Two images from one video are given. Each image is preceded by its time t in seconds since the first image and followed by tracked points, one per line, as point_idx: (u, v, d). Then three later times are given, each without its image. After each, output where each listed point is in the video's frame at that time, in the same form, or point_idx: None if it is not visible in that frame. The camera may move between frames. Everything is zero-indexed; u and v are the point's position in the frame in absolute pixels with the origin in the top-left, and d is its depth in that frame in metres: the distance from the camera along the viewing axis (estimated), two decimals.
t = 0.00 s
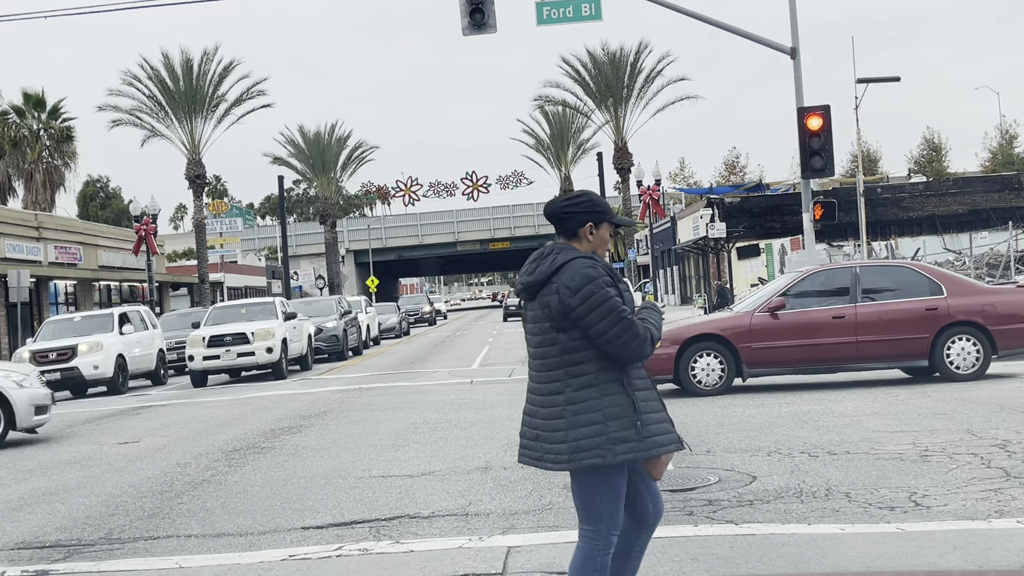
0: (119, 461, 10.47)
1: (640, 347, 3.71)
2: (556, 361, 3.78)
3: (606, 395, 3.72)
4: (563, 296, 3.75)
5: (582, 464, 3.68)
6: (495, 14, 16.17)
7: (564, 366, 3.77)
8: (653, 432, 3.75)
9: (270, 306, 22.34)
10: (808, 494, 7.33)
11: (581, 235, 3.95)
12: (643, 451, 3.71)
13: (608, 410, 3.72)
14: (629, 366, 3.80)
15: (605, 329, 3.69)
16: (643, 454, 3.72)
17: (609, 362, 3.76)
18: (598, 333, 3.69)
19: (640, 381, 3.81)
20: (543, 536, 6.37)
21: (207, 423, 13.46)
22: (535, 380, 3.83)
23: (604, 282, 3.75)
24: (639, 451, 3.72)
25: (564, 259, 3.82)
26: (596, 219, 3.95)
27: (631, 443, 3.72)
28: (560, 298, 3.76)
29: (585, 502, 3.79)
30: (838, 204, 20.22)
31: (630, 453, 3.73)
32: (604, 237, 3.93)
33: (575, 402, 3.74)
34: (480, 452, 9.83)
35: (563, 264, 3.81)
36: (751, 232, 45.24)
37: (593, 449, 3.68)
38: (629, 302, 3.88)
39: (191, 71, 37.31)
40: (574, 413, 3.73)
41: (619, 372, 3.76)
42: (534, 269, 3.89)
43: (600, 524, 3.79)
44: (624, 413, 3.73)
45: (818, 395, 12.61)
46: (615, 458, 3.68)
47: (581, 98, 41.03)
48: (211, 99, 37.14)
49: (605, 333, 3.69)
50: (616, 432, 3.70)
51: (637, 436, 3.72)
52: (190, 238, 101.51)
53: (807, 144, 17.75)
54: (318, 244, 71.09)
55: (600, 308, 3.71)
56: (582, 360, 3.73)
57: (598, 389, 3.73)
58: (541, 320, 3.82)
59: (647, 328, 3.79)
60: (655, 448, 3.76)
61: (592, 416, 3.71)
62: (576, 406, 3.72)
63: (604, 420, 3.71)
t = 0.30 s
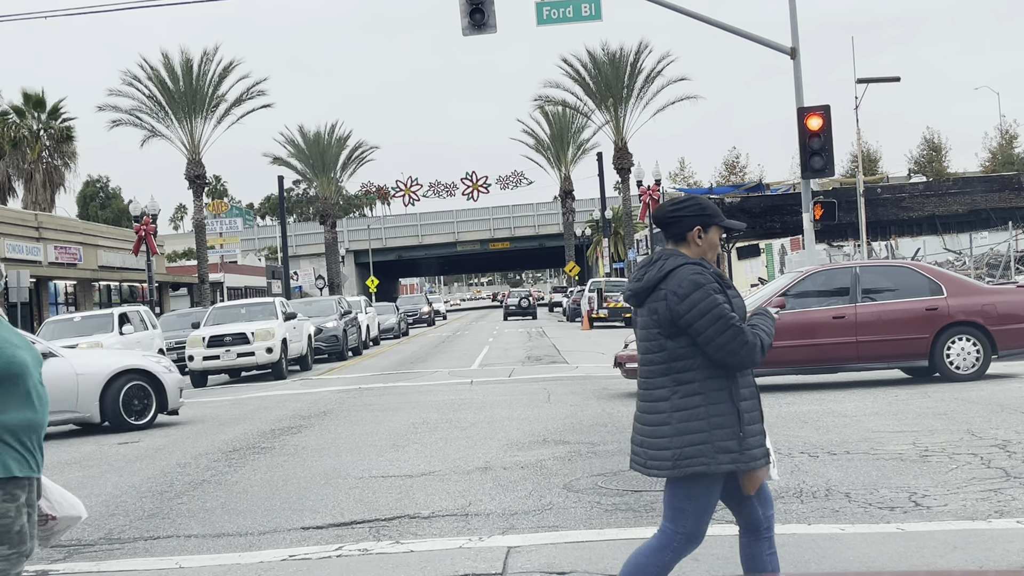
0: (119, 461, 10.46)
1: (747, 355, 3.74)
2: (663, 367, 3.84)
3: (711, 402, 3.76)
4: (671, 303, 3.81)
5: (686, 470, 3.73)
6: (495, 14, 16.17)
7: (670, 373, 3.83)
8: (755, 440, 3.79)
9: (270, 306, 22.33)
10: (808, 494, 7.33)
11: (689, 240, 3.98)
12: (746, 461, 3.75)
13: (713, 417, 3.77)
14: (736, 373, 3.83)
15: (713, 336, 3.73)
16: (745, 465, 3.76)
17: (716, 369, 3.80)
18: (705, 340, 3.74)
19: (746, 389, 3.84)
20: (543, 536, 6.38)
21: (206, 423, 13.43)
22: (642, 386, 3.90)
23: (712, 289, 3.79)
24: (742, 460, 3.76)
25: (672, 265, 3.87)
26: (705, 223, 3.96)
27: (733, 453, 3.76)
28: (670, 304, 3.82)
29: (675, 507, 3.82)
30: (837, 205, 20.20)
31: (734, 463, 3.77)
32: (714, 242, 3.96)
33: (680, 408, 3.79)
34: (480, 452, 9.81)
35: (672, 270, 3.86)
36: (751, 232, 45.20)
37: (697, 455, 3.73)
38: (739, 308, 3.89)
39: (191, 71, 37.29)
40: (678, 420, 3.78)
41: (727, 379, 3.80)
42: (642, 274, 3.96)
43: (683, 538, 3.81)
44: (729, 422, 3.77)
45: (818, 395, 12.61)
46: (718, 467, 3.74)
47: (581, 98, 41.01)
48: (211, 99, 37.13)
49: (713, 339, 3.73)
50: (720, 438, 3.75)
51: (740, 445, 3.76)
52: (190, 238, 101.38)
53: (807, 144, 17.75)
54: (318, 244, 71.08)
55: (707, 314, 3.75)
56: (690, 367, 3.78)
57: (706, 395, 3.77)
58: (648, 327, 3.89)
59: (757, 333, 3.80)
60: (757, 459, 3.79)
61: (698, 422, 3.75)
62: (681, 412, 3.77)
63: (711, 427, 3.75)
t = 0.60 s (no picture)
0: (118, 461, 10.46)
1: (849, 341, 3.76)
2: (767, 351, 3.93)
3: (813, 386, 3.82)
4: (773, 286, 3.89)
5: (789, 454, 3.81)
6: (495, 14, 16.16)
7: (773, 356, 3.92)
8: (862, 426, 3.78)
9: (270, 306, 22.33)
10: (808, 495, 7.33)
11: (796, 224, 4.03)
12: (850, 447, 3.75)
13: (815, 401, 3.82)
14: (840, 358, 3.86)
15: (814, 322, 3.78)
16: (852, 451, 3.75)
17: (818, 354, 3.85)
18: (804, 324, 3.81)
19: (851, 375, 3.85)
20: (543, 536, 6.38)
21: (205, 423, 13.42)
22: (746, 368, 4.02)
23: (816, 273, 3.84)
24: (849, 446, 3.76)
25: (776, 248, 3.95)
26: (812, 208, 4.01)
27: (837, 437, 3.78)
28: (772, 288, 3.90)
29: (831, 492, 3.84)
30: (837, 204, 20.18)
31: (839, 448, 3.78)
32: (819, 224, 3.99)
33: (782, 391, 3.87)
34: (479, 452, 9.80)
35: (775, 254, 3.94)
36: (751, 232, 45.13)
37: (799, 440, 3.80)
38: (843, 294, 3.92)
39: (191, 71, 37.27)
40: (781, 403, 3.87)
41: (829, 365, 3.84)
42: (748, 256, 4.06)
43: (871, 509, 3.78)
44: (833, 407, 3.80)
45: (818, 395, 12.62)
46: (821, 451, 3.77)
47: (581, 98, 40.97)
48: (211, 99, 37.11)
49: (813, 325, 3.78)
50: (823, 422, 3.79)
51: (845, 429, 3.77)
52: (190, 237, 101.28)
53: (807, 144, 17.75)
54: (318, 244, 71.03)
55: (809, 299, 3.81)
56: (791, 352, 3.86)
57: (807, 378, 3.83)
58: (752, 309, 3.99)
59: (860, 320, 3.82)
60: (866, 444, 3.77)
61: (800, 407, 3.82)
62: (784, 396, 3.85)
63: (814, 411, 3.80)
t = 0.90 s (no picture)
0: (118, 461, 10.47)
1: (976, 335, 3.77)
2: (888, 347, 3.90)
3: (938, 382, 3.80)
4: (897, 280, 3.87)
5: (914, 451, 3.78)
6: (495, 14, 16.16)
7: (895, 352, 3.88)
8: (988, 422, 3.77)
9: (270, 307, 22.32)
10: (808, 494, 7.33)
11: (913, 220, 4.03)
12: (978, 443, 3.74)
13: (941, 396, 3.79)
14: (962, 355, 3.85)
15: (943, 316, 3.77)
16: (978, 447, 3.75)
17: (941, 349, 3.84)
18: (932, 319, 3.79)
19: (973, 371, 3.85)
20: (543, 536, 6.38)
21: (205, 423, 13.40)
22: (861, 361, 3.99)
23: (941, 268, 3.83)
24: (975, 442, 3.75)
25: (896, 243, 3.94)
26: (929, 202, 4.01)
27: (964, 434, 3.76)
28: (895, 282, 3.88)
29: (943, 492, 3.83)
30: (837, 205, 20.17)
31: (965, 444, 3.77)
32: (938, 219, 3.99)
33: (906, 386, 3.83)
34: (479, 452, 9.80)
35: (896, 248, 3.93)
36: (751, 232, 45.08)
37: (924, 436, 3.77)
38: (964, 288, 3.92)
39: (191, 71, 37.28)
40: (904, 400, 3.83)
41: (953, 360, 3.83)
42: (864, 252, 4.04)
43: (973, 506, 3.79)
44: (959, 401, 3.78)
45: (818, 395, 12.62)
46: (948, 449, 3.74)
47: (581, 98, 40.95)
48: (211, 99, 37.09)
49: (942, 319, 3.77)
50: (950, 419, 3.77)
51: (973, 427, 3.76)
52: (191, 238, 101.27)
53: (807, 144, 17.74)
54: (318, 244, 71.01)
55: (936, 292, 3.80)
56: (915, 347, 3.84)
57: (931, 373, 3.81)
58: (870, 304, 3.97)
59: (983, 315, 3.82)
60: (992, 440, 3.76)
61: (925, 402, 3.79)
62: (908, 392, 3.81)
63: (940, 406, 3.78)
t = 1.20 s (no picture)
0: (119, 461, 10.47)
1: None
2: (996, 338, 3.94)
3: None
4: (1011, 272, 3.92)
5: (1016, 443, 3.83)
6: (495, 14, 16.17)
7: (1002, 344, 3.93)
8: None
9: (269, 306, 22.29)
10: (808, 495, 7.33)
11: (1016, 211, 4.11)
12: None
13: None
14: None
15: None
16: None
17: None
18: None
19: None
20: (543, 535, 6.38)
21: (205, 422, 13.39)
22: (964, 350, 4.02)
23: None
24: None
25: (1007, 234, 3.99)
26: None
27: None
28: (1010, 272, 3.92)
29: (994, 486, 3.90)
30: (838, 205, 20.17)
31: None
32: None
33: (1010, 378, 3.89)
34: (479, 452, 9.80)
35: (1006, 240, 3.98)
36: (751, 232, 45.07)
37: None
38: None
39: (191, 71, 37.27)
40: (1009, 392, 3.88)
41: None
42: (972, 242, 4.07)
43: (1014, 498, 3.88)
44: None
45: (817, 395, 12.63)
46: None
47: (581, 99, 40.95)
48: (211, 99, 37.09)
49: None
50: None
51: None
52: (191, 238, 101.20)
53: (807, 144, 17.74)
54: (318, 244, 71.00)
55: None
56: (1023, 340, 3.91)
57: None
58: (978, 293, 4.00)
59: None
60: None
61: None
62: (1014, 383, 3.87)
63: None
